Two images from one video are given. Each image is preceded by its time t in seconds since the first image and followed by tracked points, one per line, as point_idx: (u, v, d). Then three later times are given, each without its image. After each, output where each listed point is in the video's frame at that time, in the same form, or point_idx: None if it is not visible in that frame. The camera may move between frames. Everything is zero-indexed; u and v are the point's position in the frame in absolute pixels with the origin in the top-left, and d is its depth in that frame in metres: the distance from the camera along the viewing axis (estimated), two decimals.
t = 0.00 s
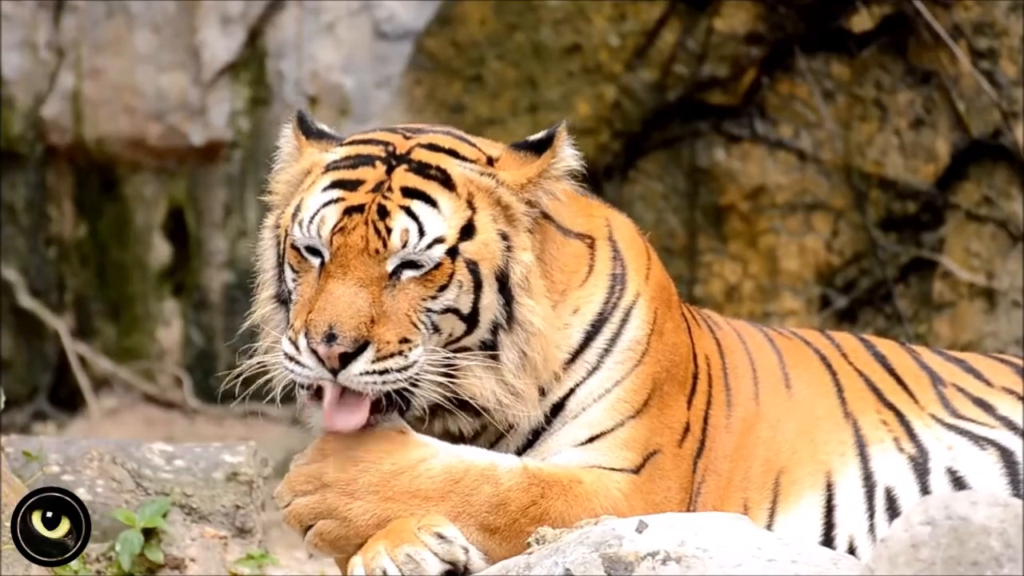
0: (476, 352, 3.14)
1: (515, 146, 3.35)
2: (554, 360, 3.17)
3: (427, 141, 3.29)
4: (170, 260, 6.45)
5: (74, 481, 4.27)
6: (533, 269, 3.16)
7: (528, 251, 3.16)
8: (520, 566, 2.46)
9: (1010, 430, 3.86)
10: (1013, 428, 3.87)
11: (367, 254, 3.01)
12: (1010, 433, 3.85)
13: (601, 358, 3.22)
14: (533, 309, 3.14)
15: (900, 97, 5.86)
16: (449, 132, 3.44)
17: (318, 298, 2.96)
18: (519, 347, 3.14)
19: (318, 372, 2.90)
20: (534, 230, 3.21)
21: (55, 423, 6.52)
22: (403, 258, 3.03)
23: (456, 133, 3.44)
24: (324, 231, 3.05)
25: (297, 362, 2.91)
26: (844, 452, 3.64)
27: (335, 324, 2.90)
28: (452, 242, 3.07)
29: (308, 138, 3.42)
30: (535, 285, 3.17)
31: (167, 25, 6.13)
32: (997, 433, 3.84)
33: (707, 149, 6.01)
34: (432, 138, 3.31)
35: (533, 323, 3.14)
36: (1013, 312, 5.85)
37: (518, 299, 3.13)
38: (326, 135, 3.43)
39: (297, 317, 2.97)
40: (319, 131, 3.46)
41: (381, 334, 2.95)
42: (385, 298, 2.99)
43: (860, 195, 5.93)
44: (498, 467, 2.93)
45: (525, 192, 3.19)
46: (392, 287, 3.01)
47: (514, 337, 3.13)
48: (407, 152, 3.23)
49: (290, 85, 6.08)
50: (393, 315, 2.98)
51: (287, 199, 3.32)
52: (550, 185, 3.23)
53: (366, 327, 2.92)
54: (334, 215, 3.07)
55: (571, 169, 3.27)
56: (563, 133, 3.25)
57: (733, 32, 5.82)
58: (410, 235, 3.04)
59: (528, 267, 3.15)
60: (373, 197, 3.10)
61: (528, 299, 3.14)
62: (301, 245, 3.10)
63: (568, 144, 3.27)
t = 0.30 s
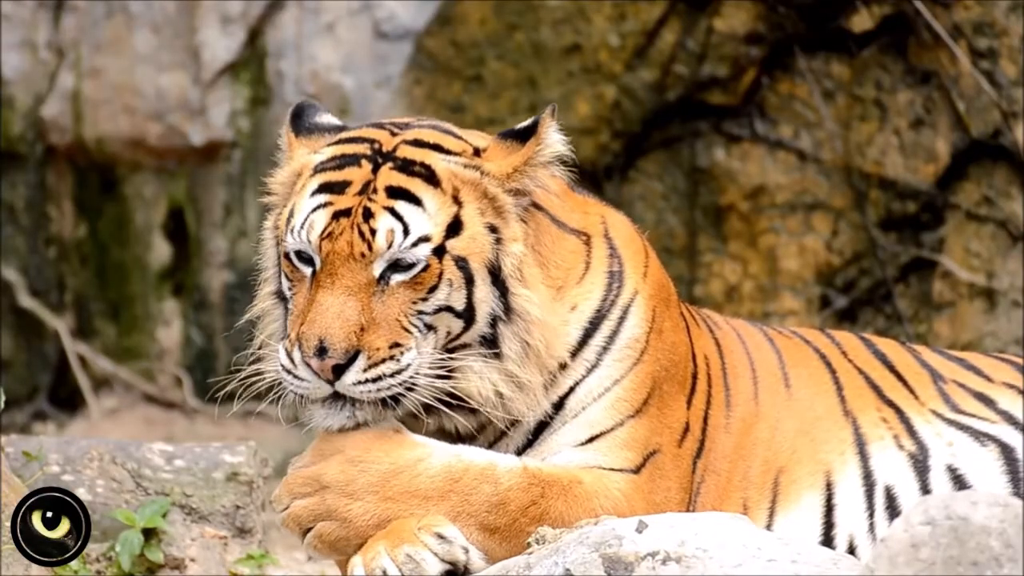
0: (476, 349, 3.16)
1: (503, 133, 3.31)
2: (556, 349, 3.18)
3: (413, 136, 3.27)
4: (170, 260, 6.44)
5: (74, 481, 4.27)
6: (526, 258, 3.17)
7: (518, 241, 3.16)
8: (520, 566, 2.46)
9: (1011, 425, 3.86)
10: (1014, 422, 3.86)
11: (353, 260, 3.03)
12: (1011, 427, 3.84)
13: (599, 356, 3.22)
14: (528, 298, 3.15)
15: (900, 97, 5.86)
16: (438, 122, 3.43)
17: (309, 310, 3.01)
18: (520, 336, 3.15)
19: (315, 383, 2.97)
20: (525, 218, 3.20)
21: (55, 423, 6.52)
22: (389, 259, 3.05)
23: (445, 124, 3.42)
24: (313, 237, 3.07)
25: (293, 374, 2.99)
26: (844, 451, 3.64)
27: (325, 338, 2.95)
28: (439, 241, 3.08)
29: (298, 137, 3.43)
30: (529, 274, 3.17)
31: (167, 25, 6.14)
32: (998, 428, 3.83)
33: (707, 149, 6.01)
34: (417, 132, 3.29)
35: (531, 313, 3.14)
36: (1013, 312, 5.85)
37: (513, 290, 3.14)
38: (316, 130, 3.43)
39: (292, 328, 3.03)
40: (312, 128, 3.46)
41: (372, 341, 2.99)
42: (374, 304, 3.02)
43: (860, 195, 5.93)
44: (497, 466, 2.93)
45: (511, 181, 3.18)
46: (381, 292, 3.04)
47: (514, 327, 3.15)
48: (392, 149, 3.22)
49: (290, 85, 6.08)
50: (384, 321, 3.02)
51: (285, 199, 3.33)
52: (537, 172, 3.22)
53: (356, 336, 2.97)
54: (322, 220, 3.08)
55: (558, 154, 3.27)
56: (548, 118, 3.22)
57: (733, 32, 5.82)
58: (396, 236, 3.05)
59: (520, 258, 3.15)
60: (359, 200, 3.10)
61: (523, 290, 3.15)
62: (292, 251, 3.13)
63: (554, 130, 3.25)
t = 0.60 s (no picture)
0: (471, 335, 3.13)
1: (501, 121, 3.32)
2: (553, 345, 3.19)
3: (411, 125, 3.27)
4: (170, 260, 6.44)
5: (74, 481, 4.27)
6: (525, 245, 3.17)
7: (516, 227, 3.15)
8: (520, 566, 2.46)
9: (1011, 424, 3.85)
10: (1014, 422, 3.86)
11: (349, 247, 3.01)
12: (1011, 427, 3.84)
13: (598, 353, 3.23)
14: (526, 285, 3.14)
15: (900, 97, 5.86)
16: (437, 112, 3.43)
17: (305, 299, 2.97)
18: (515, 326, 3.14)
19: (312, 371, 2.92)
20: (524, 207, 3.19)
21: (54, 423, 6.52)
22: (385, 246, 3.03)
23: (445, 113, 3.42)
24: (310, 225, 3.06)
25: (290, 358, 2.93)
26: (844, 451, 3.64)
27: (322, 327, 2.90)
28: (434, 228, 3.07)
29: (300, 129, 3.44)
30: (528, 262, 3.17)
31: (167, 25, 6.14)
32: (999, 427, 3.83)
33: (707, 149, 6.00)
34: (416, 121, 3.30)
35: (527, 301, 3.14)
36: (1013, 312, 5.85)
37: (511, 277, 3.13)
38: (318, 122, 3.44)
39: (289, 318, 2.99)
40: (315, 120, 3.47)
41: (369, 326, 2.96)
42: (371, 291, 2.98)
43: (860, 195, 5.93)
44: (497, 466, 2.93)
45: (507, 168, 3.17)
46: (377, 280, 3.00)
47: (510, 316, 3.14)
48: (390, 138, 3.22)
49: (290, 85, 6.09)
50: (380, 308, 2.98)
51: (286, 190, 3.33)
52: (535, 160, 3.20)
53: (353, 323, 2.93)
54: (320, 208, 3.07)
55: (557, 141, 3.24)
56: (545, 105, 3.19)
57: (733, 32, 5.82)
58: (391, 223, 3.04)
59: (518, 245, 3.15)
60: (355, 188, 3.09)
61: (521, 277, 3.14)
62: (291, 241, 3.11)
63: (552, 117, 3.22)
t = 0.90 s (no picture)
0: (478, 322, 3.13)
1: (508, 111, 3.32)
2: (560, 338, 3.20)
3: (419, 113, 3.30)
4: (170, 260, 6.43)
5: (74, 481, 4.27)
6: (531, 232, 3.18)
7: (523, 214, 3.16)
8: (520, 566, 2.46)
9: (1010, 429, 3.85)
10: (1014, 427, 3.86)
11: (356, 231, 3.04)
12: (1010, 432, 3.84)
13: (599, 352, 3.23)
14: (532, 273, 3.15)
15: (900, 97, 5.86)
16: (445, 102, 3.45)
17: (313, 283, 3.01)
18: (522, 314, 3.14)
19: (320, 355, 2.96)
20: (531, 195, 3.21)
21: (54, 423, 6.52)
22: (392, 231, 3.05)
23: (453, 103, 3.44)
24: (318, 210, 3.09)
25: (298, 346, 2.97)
26: (845, 452, 3.64)
27: (328, 310, 2.93)
28: (441, 213, 3.09)
29: (308, 119, 3.46)
30: (534, 249, 3.18)
31: (167, 25, 6.14)
32: (998, 432, 3.83)
33: (707, 149, 6.00)
34: (424, 109, 3.32)
35: (533, 289, 3.15)
36: (1013, 312, 5.85)
37: (518, 265, 3.14)
38: (325, 113, 3.46)
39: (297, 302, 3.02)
40: (323, 111, 3.49)
41: (376, 311, 2.98)
42: (377, 275, 3.01)
43: (860, 195, 5.93)
44: (497, 466, 2.93)
45: (512, 156, 3.19)
46: (383, 263, 3.03)
47: (516, 304, 3.14)
48: (397, 125, 3.25)
49: (290, 85, 6.09)
50: (387, 291, 3.01)
51: (294, 179, 3.35)
52: (542, 148, 3.20)
53: (359, 306, 2.96)
54: (327, 193, 3.10)
55: (564, 130, 3.24)
56: (552, 96, 3.21)
57: (733, 32, 5.82)
58: (398, 207, 3.06)
59: (525, 232, 3.16)
60: (363, 173, 3.12)
61: (528, 265, 3.15)
62: (298, 227, 3.14)
63: (559, 107, 3.22)
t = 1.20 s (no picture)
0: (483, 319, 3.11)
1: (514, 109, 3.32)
2: (563, 337, 3.20)
3: (426, 109, 3.31)
4: (170, 260, 6.43)
5: (74, 481, 4.27)
6: (537, 230, 3.18)
7: (529, 212, 3.17)
8: (520, 566, 2.46)
9: (1010, 431, 3.85)
10: (1013, 428, 3.86)
11: (363, 224, 3.05)
12: (1010, 433, 3.84)
13: (600, 352, 3.23)
14: (537, 272, 3.15)
15: (900, 97, 5.86)
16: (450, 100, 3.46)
17: (319, 275, 3.02)
18: (526, 312, 3.14)
19: (325, 346, 2.97)
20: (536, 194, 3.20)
21: (55, 423, 6.52)
22: (398, 224, 3.07)
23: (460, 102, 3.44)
24: (325, 203, 3.10)
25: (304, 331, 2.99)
26: (845, 452, 3.64)
27: (334, 303, 2.94)
28: (448, 208, 3.11)
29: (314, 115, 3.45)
30: (539, 247, 3.18)
31: (167, 25, 6.14)
32: (997, 433, 3.83)
33: (707, 149, 6.00)
34: (431, 106, 3.33)
35: (539, 288, 3.15)
36: (1013, 312, 5.85)
37: (523, 262, 3.14)
38: (331, 110, 3.46)
39: (303, 290, 3.03)
40: (329, 107, 3.49)
41: (379, 299, 2.98)
42: (384, 268, 3.02)
43: (860, 195, 5.94)
44: (497, 465, 2.93)
45: (517, 154, 3.18)
46: (390, 255, 3.04)
47: (520, 304, 3.13)
48: (405, 121, 3.25)
49: (290, 85, 6.09)
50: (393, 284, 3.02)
51: (298, 176, 3.34)
52: (546, 148, 3.20)
53: (365, 298, 2.96)
54: (335, 186, 3.11)
55: (569, 130, 3.23)
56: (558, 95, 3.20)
57: (733, 32, 5.82)
58: (405, 201, 3.08)
59: (530, 229, 3.16)
60: (370, 167, 3.13)
61: (533, 263, 3.15)
62: (304, 221, 3.15)
63: (565, 107, 3.22)
